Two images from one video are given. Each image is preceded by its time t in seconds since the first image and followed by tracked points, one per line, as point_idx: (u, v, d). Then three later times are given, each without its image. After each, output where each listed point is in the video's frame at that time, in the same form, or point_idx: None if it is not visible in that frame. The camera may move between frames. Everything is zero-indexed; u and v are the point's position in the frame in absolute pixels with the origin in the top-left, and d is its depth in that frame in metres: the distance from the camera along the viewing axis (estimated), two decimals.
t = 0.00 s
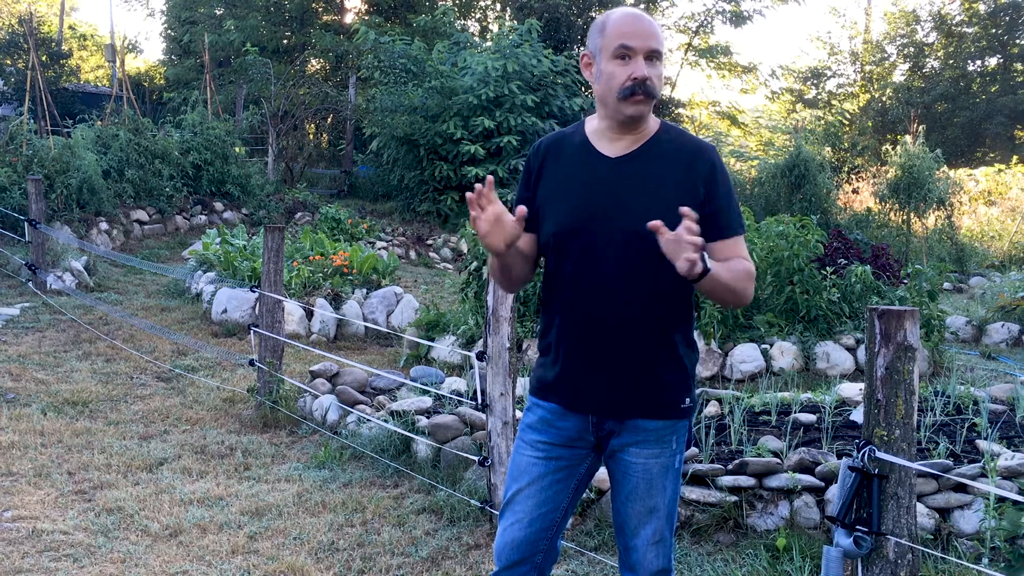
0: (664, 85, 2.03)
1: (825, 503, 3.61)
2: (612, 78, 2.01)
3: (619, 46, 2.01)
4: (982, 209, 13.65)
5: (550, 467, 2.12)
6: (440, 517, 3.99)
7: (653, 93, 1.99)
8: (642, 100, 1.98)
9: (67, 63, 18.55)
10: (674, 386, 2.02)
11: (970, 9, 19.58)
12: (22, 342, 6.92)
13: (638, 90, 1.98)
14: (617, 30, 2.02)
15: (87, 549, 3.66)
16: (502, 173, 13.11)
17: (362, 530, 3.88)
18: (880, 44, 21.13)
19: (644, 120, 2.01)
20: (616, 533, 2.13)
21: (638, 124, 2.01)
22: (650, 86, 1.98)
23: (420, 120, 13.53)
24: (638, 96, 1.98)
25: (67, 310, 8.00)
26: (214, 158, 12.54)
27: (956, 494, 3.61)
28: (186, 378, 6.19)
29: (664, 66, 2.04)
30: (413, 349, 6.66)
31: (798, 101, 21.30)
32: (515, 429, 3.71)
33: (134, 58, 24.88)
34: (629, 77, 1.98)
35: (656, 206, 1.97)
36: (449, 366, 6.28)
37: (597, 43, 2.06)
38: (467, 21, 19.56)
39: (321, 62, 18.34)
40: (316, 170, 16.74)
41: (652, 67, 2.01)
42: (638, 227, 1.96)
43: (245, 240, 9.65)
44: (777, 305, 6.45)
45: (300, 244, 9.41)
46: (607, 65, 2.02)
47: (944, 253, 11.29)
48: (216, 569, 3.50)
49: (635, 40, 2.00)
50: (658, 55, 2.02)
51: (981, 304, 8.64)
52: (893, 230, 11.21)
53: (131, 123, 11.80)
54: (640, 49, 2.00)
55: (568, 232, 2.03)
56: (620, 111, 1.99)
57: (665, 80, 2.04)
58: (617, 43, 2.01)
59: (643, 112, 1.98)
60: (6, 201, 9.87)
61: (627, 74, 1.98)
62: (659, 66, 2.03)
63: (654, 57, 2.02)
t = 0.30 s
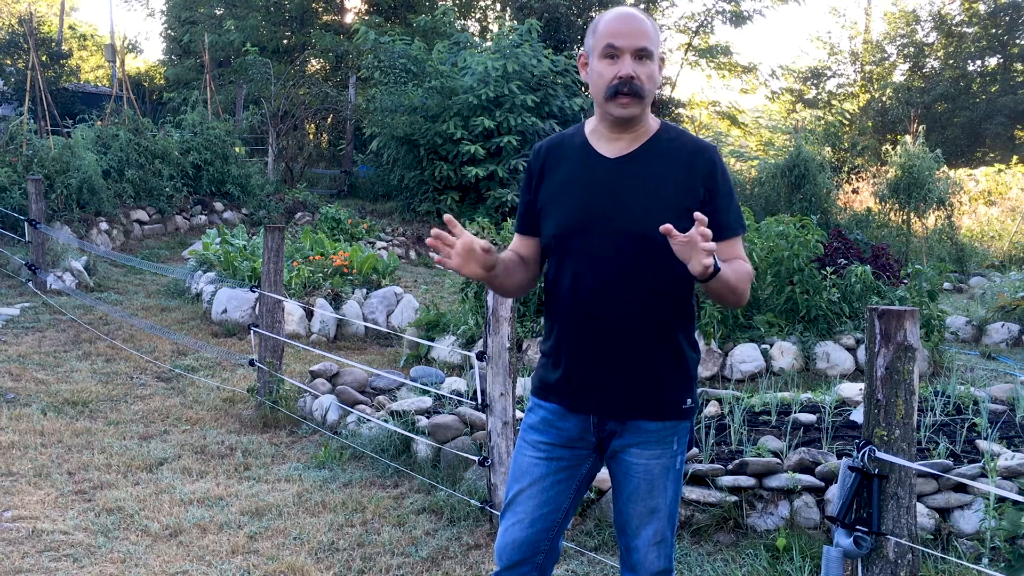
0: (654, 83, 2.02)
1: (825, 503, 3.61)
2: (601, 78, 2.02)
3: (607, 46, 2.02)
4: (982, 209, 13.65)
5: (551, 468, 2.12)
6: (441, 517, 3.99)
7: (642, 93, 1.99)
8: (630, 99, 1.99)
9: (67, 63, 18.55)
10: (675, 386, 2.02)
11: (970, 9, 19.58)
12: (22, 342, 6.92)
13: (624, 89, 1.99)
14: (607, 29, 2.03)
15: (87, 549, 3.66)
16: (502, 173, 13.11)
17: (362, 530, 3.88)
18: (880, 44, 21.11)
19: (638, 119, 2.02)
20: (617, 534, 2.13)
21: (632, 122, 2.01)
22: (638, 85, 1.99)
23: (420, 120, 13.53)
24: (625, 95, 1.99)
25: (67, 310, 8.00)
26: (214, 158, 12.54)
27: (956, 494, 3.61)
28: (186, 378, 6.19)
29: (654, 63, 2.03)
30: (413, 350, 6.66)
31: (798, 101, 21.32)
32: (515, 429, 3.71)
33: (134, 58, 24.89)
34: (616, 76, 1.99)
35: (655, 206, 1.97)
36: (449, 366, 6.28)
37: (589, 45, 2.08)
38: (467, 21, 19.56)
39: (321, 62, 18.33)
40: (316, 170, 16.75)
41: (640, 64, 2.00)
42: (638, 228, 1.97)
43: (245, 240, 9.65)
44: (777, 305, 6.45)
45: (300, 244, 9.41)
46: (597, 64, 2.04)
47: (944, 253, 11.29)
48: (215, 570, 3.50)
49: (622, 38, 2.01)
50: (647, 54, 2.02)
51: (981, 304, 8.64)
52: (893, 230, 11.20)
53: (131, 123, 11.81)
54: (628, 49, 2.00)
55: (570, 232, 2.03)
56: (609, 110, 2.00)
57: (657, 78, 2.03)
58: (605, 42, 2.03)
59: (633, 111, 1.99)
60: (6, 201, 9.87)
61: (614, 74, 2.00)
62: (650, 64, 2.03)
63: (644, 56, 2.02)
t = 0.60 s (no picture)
0: (645, 80, 2.00)
1: (825, 503, 3.60)
2: (590, 80, 2.04)
3: (595, 48, 2.03)
4: (982, 209, 13.65)
5: (548, 467, 2.12)
6: (440, 517, 3.99)
7: (630, 91, 1.99)
8: (618, 98, 1.99)
9: (67, 63, 18.55)
10: (673, 386, 2.02)
11: (971, 9, 19.57)
12: (21, 342, 6.92)
13: (611, 89, 1.99)
14: (595, 32, 2.04)
15: (87, 549, 3.66)
16: (502, 173, 13.10)
17: (362, 530, 3.87)
18: (880, 44, 21.09)
19: (635, 118, 2.01)
20: (615, 534, 2.12)
21: (628, 121, 2.01)
22: (624, 83, 1.98)
23: (419, 119, 13.52)
24: (612, 95, 1.99)
25: (67, 310, 7.99)
26: (214, 158, 12.54)
27: (956, 494, 3.61)
28: (186, 378, 6.18)
29: (644, 59, 2.01)
30: (413, 349, 6.66)
31: (799, 101, 21.32)
32: (515, 428, 3.71)
33: (134, 58, 24.92)
34: (602, 78, 2.00)
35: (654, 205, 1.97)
36: (449, 366, 6.28)
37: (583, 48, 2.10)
38: (467, 21, 19.55)
39: (321, 62, 18.31)
40: (316, 170, 16.74)
41: (626, 62, 1.99)
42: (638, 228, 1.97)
43: (245, 240, 9.64)
44: (778, 305, 6.44)
45: (300, 244, 9.41)
46: (588, 68, 2.05)
47: (944, 253, 11.28)
48: (215, 570, 3.50)
49: (607, 39, 2.01)
50: (634, 52, 2.00)
51: (982, 304, 8.64)
52: (893, 230, 11.20)
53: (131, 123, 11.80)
54: (611, 49, 2.00)
55: (569, 232, 2.03)
56: (602, 111, 2.01)
57: (647, 73, 2.01)
58: (593, 45, 2.04)
59: (624, 109, 1.99)
60: (6, 201, 9.86)
61: (598, 75, 2.00)
62: (640, 60, 2.01)
63: (632, 53, 2.01)
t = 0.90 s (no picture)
0: (656, 83, 1.98)
1: (825, 504, 3.60)
2: (604, 78, 2.02)
3: (610, 47, 2.01)
4: (982, 209, 13.65)
5: (544, 466, 2.12)
6: (440, 518, 3.99)
7: (640, 94, 1.97)
8: (628, 98, 1.97)
9: (67, 63, 18.55)
10: (668, 386, 2.01)
11: (971, 8, 19.56)
12: (21, 342, 6.91)
13: (621, 90, 1.97)
14: (613, 30, 2.02)
15: (87, 549, 3.66)
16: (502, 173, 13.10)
17: (362, 530, 3.87)
18: (881, 44, 21.07)
19: (644, 120, 1.99)
20: (612, 534, 2.12)
21: (636, 122, 1.99)
22: (634, 85, 1.96)
23: (419, 119, 13.52)
24: (622, 95, 1.97)
25: (66, 310, 7.99)
26: (214, 158, 12.53)
27: (957, 495, 3.60)
28: (186, 378, 6.18)
29: (659, 63, 1.98)
30: (413, 349, 6.66)
31: (799, 101, 21.31)
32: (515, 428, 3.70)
33: (134, 58, 24.94)
34: (612, 79, 1.98)
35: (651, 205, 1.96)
36: (449, 366, 6.28)
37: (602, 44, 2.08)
38: (467, 21, 19.54)
39: (321, 62, 18.29)
40: (316, 170, 16.74)
41: (639, 65, 1.97)
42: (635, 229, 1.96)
43: (245, 240, 9.64)
44: (778, 305, 6.44)
45: (300, 243, 9.40)
46: (603, 66, 2.03)
47: (945, 253, 11.28)
48: (215, 570, 3.49)
49: (623, 39, 1.99)
50: (649, 54, 1.97)
51: (982, 303, 8.63)
52: (893, 230, 11.19)
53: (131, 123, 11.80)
54: (625, 50, 1.98)
55: (568, 229, 2.03)
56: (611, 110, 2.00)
57: (660, 77, 1.98)
58: (609, 44, 2.02)
59: (633, 110, 1.97)
60: (5, 201, 9.85)
61: (611, 74, 1.99)
62: (654, 64, 1.98)
63: (646, 56, 1.98)
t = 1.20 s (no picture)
0: (669, 80, 2.00)
1: (825, 503, 3.60)
2: (615, 75, 2.01)
3: (623, 43, 2.00)
4: (982, 209, 13.65)
5: (542, 465, 2.12)
6: (440, 517, 3.99)
7: (655, 91, 1.98)
8: (644, 94, 1.97)
9: (67, 63, 18.55)
10: (667, 387, 2.01)
11: (971, 8, 19.56)
12: (21, 342, 6.91)
13: (638, 85, 1.97)
14: (623, 27, 2.02)
15: (87, 550, 3.66)
16: (502, 173, 13.09)
17: (362, 531, 3.87)
18: (881, 44, 21.07)
19: (651, 117, 1.99)
20: (612, 533, 2.12)
21: (643, 121, 1.99)
22: (651, 81, 1.96)
23: (419, 119, 13.52)
24: (638, 91, 1.97)
25: (66, 310, 7.99)
26: (213, 158, 12.54)
27: (957, 494, 3.60)
28: (186, 378, 6.18)
29: (671, 60, 2.00)
30: (413, 350, 6.66)
31: (799, 101, 21.32)
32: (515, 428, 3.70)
33: (134, 58, 24.97)
34: (628, 73, 1.97)
35: (649, 206, 1.96)
36: (449, 366, 6.28)
37: (608, 41, 2.07)
38: (467, 21, 19.54)
39: (321, 62, 18.28)
40: (316, 170, 16.74)
41: (654, 61, 1.98)
42: (634, 231, 1.97)
43: (245, 240, 9.64)
44: (778, 305, 6.44)
45: (300, 243, 9.40)
46: (613, 60, 2.02)
47: (945, 253, 11.28)
48: (215, 570, 3.49)
49: (637, 34, 1.99)
50: (663, 51, 1.99)
51: (982, 304, 8.63)
52: (893, 230, 11.18)
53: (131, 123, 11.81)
54: (641, 45, 1.98)
55: (568, 229, 2.03)
56: (623, 106, 1.99)
57: (672, 75, 2.00)
58: (620, 39, 2.01)
59: (647, 106, 1.97)
60: (5, 201, 9.85)
61: (626, 69, 1.98)
62: (666, 61, 2.00)
63: (660, 53, 2.00)
